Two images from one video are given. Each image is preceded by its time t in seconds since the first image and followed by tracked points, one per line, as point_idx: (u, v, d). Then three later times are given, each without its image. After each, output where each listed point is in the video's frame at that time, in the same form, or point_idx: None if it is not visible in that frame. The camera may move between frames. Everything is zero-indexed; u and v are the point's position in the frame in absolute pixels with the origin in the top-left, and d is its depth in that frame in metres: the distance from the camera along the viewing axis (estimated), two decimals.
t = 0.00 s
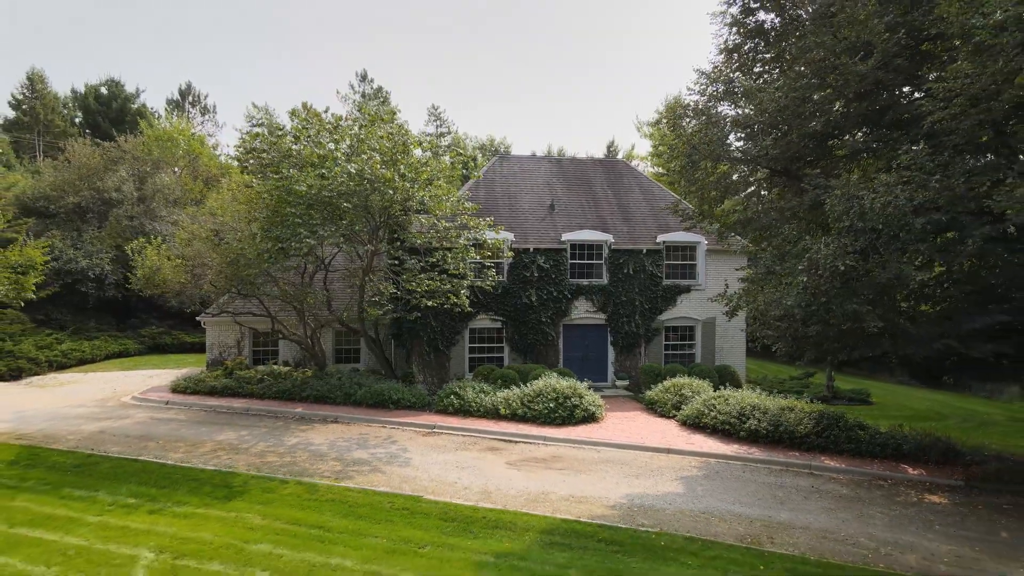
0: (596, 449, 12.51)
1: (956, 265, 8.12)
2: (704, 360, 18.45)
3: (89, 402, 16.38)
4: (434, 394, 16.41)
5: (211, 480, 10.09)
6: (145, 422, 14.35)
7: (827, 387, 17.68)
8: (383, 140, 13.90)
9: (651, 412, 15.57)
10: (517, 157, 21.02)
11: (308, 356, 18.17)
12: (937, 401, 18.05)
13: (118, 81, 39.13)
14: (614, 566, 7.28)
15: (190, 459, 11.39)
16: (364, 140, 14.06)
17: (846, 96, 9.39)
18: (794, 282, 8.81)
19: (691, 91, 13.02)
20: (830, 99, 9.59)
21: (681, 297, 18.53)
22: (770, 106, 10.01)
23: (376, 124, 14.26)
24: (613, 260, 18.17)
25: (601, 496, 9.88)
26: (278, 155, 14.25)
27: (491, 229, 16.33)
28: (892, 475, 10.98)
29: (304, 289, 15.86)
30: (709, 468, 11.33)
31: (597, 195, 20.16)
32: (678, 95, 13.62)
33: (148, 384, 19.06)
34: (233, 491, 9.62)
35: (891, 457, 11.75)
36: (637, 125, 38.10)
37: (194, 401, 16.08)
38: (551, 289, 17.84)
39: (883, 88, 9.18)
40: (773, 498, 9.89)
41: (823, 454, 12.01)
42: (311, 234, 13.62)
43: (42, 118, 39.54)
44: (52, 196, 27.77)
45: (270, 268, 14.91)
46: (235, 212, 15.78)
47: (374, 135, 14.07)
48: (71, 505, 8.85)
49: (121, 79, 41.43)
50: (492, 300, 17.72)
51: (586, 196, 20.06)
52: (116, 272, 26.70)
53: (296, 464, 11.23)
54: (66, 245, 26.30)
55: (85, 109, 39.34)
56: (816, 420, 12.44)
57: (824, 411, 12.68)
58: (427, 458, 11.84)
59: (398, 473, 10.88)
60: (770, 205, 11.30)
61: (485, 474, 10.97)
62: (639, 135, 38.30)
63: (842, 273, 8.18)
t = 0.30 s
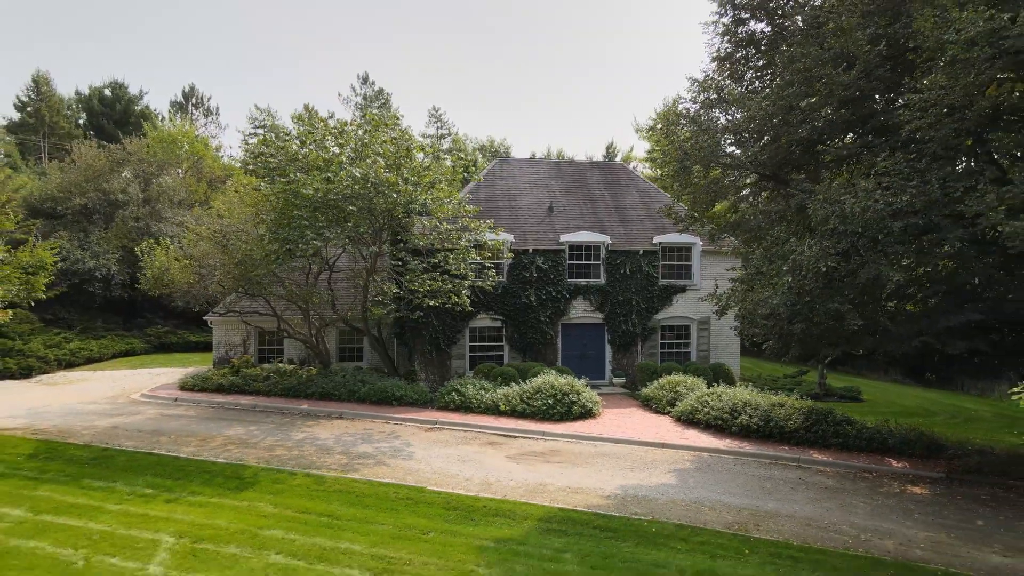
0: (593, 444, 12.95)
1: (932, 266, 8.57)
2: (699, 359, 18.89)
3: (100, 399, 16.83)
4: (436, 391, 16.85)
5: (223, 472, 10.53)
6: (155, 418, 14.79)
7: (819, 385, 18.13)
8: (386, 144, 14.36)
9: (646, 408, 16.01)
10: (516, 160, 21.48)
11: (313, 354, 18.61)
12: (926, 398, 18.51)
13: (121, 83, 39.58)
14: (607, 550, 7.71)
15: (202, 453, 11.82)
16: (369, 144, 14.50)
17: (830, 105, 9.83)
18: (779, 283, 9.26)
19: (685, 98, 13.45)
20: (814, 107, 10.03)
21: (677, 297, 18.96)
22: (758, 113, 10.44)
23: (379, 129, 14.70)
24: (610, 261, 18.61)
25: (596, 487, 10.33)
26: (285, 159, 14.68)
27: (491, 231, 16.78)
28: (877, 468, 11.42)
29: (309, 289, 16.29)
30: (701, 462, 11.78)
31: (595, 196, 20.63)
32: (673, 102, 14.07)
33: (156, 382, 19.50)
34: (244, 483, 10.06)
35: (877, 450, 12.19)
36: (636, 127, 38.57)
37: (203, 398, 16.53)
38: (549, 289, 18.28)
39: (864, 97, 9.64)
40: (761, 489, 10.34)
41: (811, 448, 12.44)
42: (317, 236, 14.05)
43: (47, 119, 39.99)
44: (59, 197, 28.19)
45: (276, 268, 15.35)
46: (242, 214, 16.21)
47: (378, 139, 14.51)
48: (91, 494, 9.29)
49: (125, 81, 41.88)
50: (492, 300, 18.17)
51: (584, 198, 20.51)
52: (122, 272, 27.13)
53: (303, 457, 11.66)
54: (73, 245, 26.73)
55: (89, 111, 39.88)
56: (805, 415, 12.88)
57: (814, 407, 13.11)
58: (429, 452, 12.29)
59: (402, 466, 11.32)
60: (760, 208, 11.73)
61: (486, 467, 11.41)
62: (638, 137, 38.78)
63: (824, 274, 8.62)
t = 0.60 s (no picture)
0: (589, 438, 13.41)
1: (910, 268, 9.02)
2: (694, 357, 19.34)
3: (110, 396, 17.30)
4: (437, 388, 17.31)
5: (234, 464, 10.99)
6: (166, 414, 15.24)
7: (811, 382, 18.59)
8: (390, 149, 14.82)
9: (642, 405, 16.47)
10: (516, 163, 21.95)
11: (318, 352, 19.09)
12: (916, 395, 18.97)
13: (125, 86, 40.13)
14: (601, 536, 8.16)
15: (213, 447, 12.28)
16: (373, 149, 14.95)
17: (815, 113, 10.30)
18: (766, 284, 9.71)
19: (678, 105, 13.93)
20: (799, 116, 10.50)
21: (673, 297, 19.40)
22: (747, 121, 10.92)
23: (383, 134, 15.17)
24: (607, 261, 19.06)
25: (592, 479, 10.79)
26: (292, 163, 15.13)
27: (492, 233, 17.23)
28: (863, 461, 11.87)
29: (314, 289, 16.74)
30: (693, 455, 12.23)
31: (592, 198, 21.09)
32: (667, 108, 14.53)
33: (164, 380, 19.96)
34: (255, 474, 10.52)
35: (864, 444, 12.64)
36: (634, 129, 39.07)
37: (211, 395, 17.00)
38: (548, 289, 18.74)
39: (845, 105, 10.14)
40: (750, 481, 10.79)
41: (801, 443, 12.90)
42: (323, 238, 14.52)
43: (52, 122, 40.50)
44: (66, 199, 28.62)
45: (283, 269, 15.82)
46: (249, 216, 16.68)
47: (382, 144, 14.98)
48: (110, 485, 9.75)
49: (129, 83, 42.39)
50: (492, 300, 18.64)
51: (582, 200, 20.98)
52: (128, 272, 27.59)
53: (311, 451, 12.12)
54: (80, 246, 27.19)
55: (93, 113, 40.42)
56: (795, 411, 13.34)
57: (803, 403, 13.57)
58: (432, 446, 12.75)
59: (405, 459, 11.78)
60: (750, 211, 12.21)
61: (486, 460, 11.87)
62: (636, 138, 39.29)
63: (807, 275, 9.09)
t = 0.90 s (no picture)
0: (586, 433, 13.88)
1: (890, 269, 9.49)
2: (689, 355, 19.81)
3: (120, 393, 17.76)
4: (439, 385, 17.78)
5: (245, 457, 11.45)
6: (176, 410, 15.71)
7: (803, 380, 19.05)
8: (393, 153, 15.32)
9: (638, 402, 16.94)
10: (515, 166, 22.43)
11: (322, 351, 19.56)
12: (906, 393, 19.42)
13: (129, 88, 40.68)
14: (596, 522, 8.62)
15: (223, 441, 12.74)
16: (377, 153, 15.42)
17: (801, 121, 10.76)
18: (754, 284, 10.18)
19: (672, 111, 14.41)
20: (787, 123, 10.97)
21: (669, 297, 19.86)
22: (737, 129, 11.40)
23: (387, 139, 15.65)
24: (605, 262, 19.53)
25: (589, 471, 11.25)
26: (298, 166, 15.58)
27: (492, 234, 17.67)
28: (849, 454, 12.33)
29: (319, 289, 17.22)
30: (686, 449, 12.70)
31: (590, 200, 21.56)
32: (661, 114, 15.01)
33: (171, 378, 20.44)
34: (266, 466, 10.99)
35: (851, 439, 13.11)
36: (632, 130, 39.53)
37: (219, 392, 17.47)
38: (547, 289, 19.21)
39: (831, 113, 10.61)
40: (739, 473, 11.26)
41: (790, 437, 13.36)
42: (329, 240, 14.97)
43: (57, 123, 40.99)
44: (73, 200, 29.06)
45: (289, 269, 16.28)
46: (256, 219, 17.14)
47: (386, 148, 15.46)
48: (129, 476, 10.21)
49: (133, 85, 42.90)
50: (492, 299, 19.11)
51: (580, 202, 21.46)
52: (134, 273, 28.06)
53: (318, 445, 12.59)
54: (87, 247, 27.64)
55: (97, 115, 40.92)
56: (785, 406, 13.81)
57: (793, 399, 14.04)
58: (435, 440, 13.21)
59: (409, 453, 12.24)
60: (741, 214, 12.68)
61: (487, 453, 12.34)
62: (634, 139, 39.75)
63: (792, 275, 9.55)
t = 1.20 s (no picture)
0: (584, 428, 14.35)
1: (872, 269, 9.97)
2: (685, 353, 20.28)
3: (130, 390, 18.23)
4: (440, 382, 18.26)
5: (255, 450, 11.92)
6: (185, 406, 16.17)
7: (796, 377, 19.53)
8: (397, 157, 15.81)
9: (635, 398, 17.41)
10: (515, 168, 22.91)
11: (326, 349, 20.05)
12: (896, 390, 19.90)
13: (133, 90, 41.19)
14: (591, 510, 9.10)
15: (233, 435, 13.21)
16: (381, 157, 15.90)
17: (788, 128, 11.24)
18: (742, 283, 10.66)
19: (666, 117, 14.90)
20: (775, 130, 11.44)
21: (665, 296, 20.33)
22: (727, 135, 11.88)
23: (390, 143, 16.13)
24: (602, 262, 20.00)
25: (585, 463, 11.72)
26: (304, 170, 16.03)
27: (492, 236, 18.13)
28: (836, 448, 12.80)
29: (324, 288, 17.69)
30: (680, 443, 13.17)
31: (588, 203, 22.05)
32: (656, 120, 15.50)
33: (179, 376, 20.91)
34: (276, 458, 11.46)
35: (838, 433, 13.58)
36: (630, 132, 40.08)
37: (226, 389, 17.95)
38: (546, 289, 19.69)
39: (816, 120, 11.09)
40: (730, 465, 11.73)
41: (780, 432, 13.83)
42: (334, 242, 15.44)
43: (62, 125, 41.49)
44: (80, 202, 29.50)
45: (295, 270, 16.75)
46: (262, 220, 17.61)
47: (389, 152, 15.95)
48: (145, 467, 10.67)
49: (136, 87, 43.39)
50: (492, 299, 19.60)
51: (578, 203, 21.95)
52: (141, 273, 28.53)
53: (325, 439, 13.06)
54: (94, 247, 28.10)
55: (102, 117, 41.43)
56: (775, 402, 14.28)
57: (784, 395, 14.51)
58: (437, 435, 13.69)
59: (413, 446, 12.72)
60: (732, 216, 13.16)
61: (488, 447, 12.81)
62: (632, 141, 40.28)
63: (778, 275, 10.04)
